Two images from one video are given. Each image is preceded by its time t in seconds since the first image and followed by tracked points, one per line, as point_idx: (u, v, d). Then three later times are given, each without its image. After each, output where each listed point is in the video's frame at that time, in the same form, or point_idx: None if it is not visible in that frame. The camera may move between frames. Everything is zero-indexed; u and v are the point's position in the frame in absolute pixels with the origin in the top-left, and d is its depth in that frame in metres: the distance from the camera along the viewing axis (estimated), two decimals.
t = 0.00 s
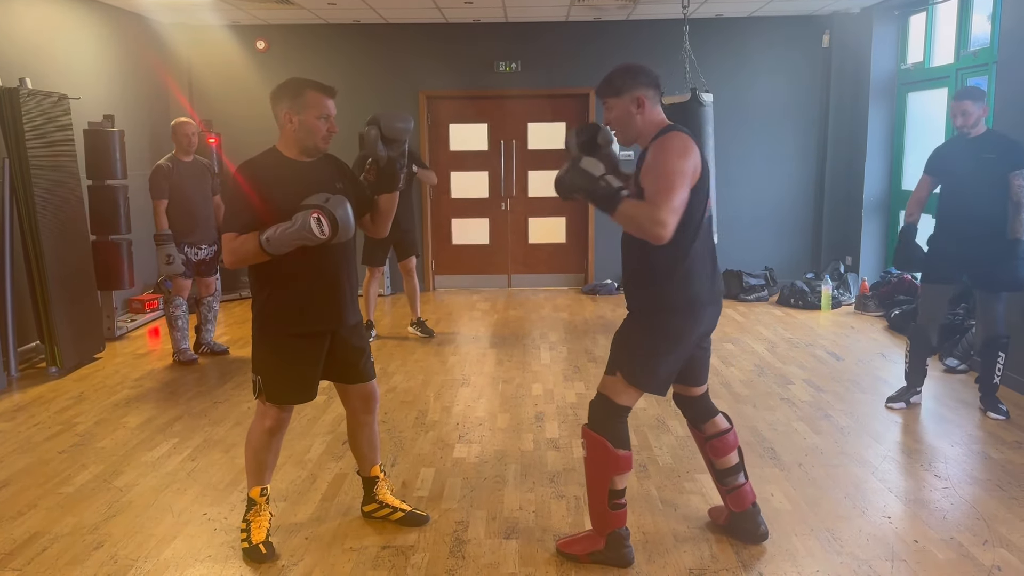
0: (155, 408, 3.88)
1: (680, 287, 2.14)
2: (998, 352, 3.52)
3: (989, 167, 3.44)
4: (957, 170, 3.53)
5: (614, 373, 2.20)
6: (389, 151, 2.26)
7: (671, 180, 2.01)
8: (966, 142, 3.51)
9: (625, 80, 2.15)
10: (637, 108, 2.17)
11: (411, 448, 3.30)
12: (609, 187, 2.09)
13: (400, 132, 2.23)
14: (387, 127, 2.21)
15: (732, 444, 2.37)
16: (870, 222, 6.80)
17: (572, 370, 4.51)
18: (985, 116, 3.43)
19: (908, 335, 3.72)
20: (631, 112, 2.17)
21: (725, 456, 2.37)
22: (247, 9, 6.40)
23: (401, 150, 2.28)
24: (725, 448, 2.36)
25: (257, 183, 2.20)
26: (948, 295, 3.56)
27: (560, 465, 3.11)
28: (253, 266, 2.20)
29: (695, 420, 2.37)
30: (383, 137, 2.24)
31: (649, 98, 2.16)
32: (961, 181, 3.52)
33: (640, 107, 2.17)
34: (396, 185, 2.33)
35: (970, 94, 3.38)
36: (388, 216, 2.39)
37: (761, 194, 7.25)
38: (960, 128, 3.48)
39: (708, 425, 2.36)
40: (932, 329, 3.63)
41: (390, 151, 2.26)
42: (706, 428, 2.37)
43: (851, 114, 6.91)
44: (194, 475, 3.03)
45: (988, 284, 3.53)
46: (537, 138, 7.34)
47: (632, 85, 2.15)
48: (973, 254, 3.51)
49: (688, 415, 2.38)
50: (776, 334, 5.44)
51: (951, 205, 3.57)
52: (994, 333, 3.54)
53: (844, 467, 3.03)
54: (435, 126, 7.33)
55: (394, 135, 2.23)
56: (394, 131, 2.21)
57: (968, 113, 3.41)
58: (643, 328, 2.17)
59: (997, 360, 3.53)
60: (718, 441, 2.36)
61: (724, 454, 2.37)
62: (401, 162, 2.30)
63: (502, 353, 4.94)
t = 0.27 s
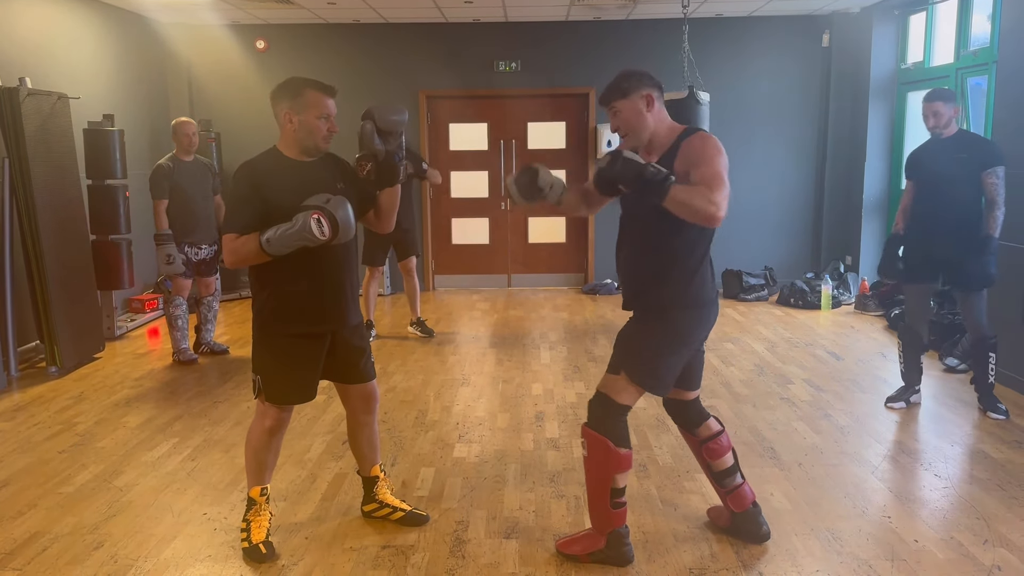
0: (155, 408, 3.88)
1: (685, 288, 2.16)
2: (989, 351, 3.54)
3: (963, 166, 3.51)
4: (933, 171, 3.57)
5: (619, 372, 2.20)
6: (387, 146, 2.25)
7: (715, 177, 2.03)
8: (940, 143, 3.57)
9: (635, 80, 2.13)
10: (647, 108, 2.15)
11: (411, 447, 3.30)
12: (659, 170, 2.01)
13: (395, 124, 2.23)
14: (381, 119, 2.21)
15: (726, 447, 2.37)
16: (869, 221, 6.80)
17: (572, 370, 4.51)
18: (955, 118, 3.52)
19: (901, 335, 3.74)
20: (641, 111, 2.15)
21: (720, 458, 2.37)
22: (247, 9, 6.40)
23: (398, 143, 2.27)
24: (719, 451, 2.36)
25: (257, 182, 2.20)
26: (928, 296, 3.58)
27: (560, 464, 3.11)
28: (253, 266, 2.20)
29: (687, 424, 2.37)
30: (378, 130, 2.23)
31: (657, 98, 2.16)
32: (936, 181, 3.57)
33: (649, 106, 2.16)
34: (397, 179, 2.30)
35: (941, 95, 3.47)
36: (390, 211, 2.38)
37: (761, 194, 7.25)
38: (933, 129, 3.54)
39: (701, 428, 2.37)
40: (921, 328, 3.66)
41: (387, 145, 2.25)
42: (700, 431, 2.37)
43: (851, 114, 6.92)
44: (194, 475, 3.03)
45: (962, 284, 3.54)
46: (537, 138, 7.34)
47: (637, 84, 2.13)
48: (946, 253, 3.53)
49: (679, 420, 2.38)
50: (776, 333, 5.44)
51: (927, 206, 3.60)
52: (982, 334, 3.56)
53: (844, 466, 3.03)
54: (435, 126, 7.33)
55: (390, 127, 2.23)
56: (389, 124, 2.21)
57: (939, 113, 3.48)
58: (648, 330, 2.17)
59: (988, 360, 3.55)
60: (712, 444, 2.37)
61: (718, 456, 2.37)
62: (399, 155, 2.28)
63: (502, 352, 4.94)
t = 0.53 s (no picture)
0: (156, 408, 3.88)
1: (671, 290, 2.13)
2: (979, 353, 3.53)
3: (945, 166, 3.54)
4: (918, 172, 3.58)
5: (600, 368, 2.20)
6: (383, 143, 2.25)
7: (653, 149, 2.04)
8: (924, 143, 3.59)
9: (605, 86, 2.16)
10: (620, 112, 2.17)
11: (411, 447, 3.30)
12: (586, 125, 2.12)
13: (391, 119, 2.23)
14: (377, 115, 2.21)
15: (736, 446, 2.36)
16: (869, 221, 6.81)
17: (572, 370, 4.51)
18: (941, 118, 3.53)
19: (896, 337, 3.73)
20: (614, 115, 2.17)
21: (730, 457, 2.37)
22: (247, 9, 6.40)
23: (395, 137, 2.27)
24: (730, 449, 2.35)
25: (257, 183, 2.19)
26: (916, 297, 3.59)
27: (560, 464, 3.11)
28: (253, 268, 2.20)
29: (698, 420, 2.36)
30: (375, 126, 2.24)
31: (631, 102, 2.17)
32: (919, 182, 3.58)
33: (623, 110, 2.17)
34: (397, 174, 2.31)
35: (925, 96, 3.46)
36: (392, 207, 2.38)
37: (761, 194, 7.25)
38: (918, 130, 3.56)
39: (712, 426, 2.36)
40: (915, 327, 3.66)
41: (383, 140, 2.25)
42: (711, 429, 2.36)
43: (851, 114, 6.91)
44: (194, 475, 3.03)
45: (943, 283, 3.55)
46: (537, 138, 7.34)
47: (612, 89, 2.16)
48: (928, 250, 3.56)
49: (693, 416, 2.38)
50: (776, 333, 5.44)
51: (910, 205, 3.62)
52: (971, 335, 3.54)
53: (844, 467, 3.03)
54: (435, 126, 7.33)
55: (386, 123, 2.23)
56: (384, 119, 2.21)
57: (924, 115, 3.49)
58: (633, 329, 2.16)
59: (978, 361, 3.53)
60: (723, 443, 2.36)
61: (728, 455, 2.36)
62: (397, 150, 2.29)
63: (502, 352, 4.93)
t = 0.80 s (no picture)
0: (156, 408, 3.87)
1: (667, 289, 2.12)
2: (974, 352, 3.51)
3: (944, 167, 3.55)
4: (917, 171, 3.58)
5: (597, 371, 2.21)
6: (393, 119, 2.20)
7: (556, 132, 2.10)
8: (923, 144, 3.60)
9: (578, 96, 2.22)
10: (592, 121, 2.21)
11: (411, 447, 3.30)
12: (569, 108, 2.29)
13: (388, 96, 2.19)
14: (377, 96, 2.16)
15: (745, 444, 2.37)
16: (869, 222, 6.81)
17: (572, 370, 4.51)
18: (937, 119, 3.54)
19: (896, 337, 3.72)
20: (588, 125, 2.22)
21: (737, 455, 2.37)
22: (248, 9, 6.40)
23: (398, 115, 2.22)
24: (739, 447, 2.36)
25: (258, 182, 2.19)
26: (915, 297, 3.59)
27: (560, 465, 3.11)
28: (258, 268, 2.20)
29: (708, 417, 2.36)
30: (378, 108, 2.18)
31: (601, 109, 2.21)
32: (919, 182, 3.58)
33: (595, 120, 2.21)
34: (401, 151, 2.27)
35: (923, 97, 3.47)
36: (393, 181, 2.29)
37: (760, 194, 7.25)
38: (916, 130, 3.56)
39: (722, 424, 2.36)
40: (914, 329, 3.66)
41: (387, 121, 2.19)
42: (720, 427, 2.37)
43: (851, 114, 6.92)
44: (194, 475, 3.03)
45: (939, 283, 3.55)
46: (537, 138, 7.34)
47: (586, 98, 2.21)
48: (927, 251, 3.55)
49: (704, 412, 2.38)
50: (776, 334, 5.44)
51: (907, 206, 3.62)
52: (968, 336, 3.54)
53: (843, 467, 3.03)
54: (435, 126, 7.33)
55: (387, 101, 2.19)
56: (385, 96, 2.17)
57: (921, 115, 3.49)
58: (628, 329, 2.16)
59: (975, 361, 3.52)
60: (732, 441, 2.36)
61: (737, 453, 2.37)
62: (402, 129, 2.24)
63: (502, 352, 4.93)
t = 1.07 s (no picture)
0: (156, 408, 3.87)
1: (664, 288, 2.13)
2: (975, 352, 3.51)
3: (944, 167, 3.54)
4: (918, 172, 3.58)
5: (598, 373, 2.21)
6: (397, 141, 2.27)
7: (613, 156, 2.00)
8: (923, 144, 3.60)
9: (627, 72, 2.16)
10: (634, 101, 2.16)
11: (410, 447, 3.30)
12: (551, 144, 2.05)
13: (405, 121, 2.27)
14: (393, 115, 2.24)
15: (743, 451, 2.35)
16: (869, 222, 6.81)
17: (572, 370, 4.50)
18: (937, 119, 3.53)
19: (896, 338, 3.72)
20: (628, 105, 2.17)
21: (736, 462, 2.37)
22: (248, 8, 6.40)
23: (405, 140, 2.30)
24: (737, 454, 2.35)
25: (244, 185, 2.19)
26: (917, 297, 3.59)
27: (559, 465, 3.11)
28: (249, 272, 2.20)
29: (708, 423, 2.35)
30: (389, 126, 2.26)
31: (645, 92, 2.16)
32: (920, 183, 3.57)
33: (636, 101, 2.16)
34: (397, 176, 2.31)
35: (923, 97, 3.46)
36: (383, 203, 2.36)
37: (761, 194, 7.25)
38: (916, 130, 3.55)
39: (722, 430, 2.34)
40: (915, 329, 3.66)
41: (394, 141, 2.27)
42: (719, 433, 2.35)
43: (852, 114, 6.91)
44: (194, 475, 3.03)
45: (942, 283, 3.54)
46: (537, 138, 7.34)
47: (633, 78, 2.15)
48: (928, 252, 3.55)
49: (702, 418, 2.36)
50: (776, 334, 5.44)
51: (908, 208, 3.62)
52: (968, 335, 3.53)
53: (843, 467, 3.03)
54: (435, 126, 7.33)
55: (400, 123, 2.26)
56: (400, 119, 2.25)
57: (921, 115, 3.48)
58: (628, 330, 2.16)
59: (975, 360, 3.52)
60: (731, 447, 2.35)
61: (735, 460, 2.36)
62: (403, 153, 2.30)
63: (502, 352, 4.93)
